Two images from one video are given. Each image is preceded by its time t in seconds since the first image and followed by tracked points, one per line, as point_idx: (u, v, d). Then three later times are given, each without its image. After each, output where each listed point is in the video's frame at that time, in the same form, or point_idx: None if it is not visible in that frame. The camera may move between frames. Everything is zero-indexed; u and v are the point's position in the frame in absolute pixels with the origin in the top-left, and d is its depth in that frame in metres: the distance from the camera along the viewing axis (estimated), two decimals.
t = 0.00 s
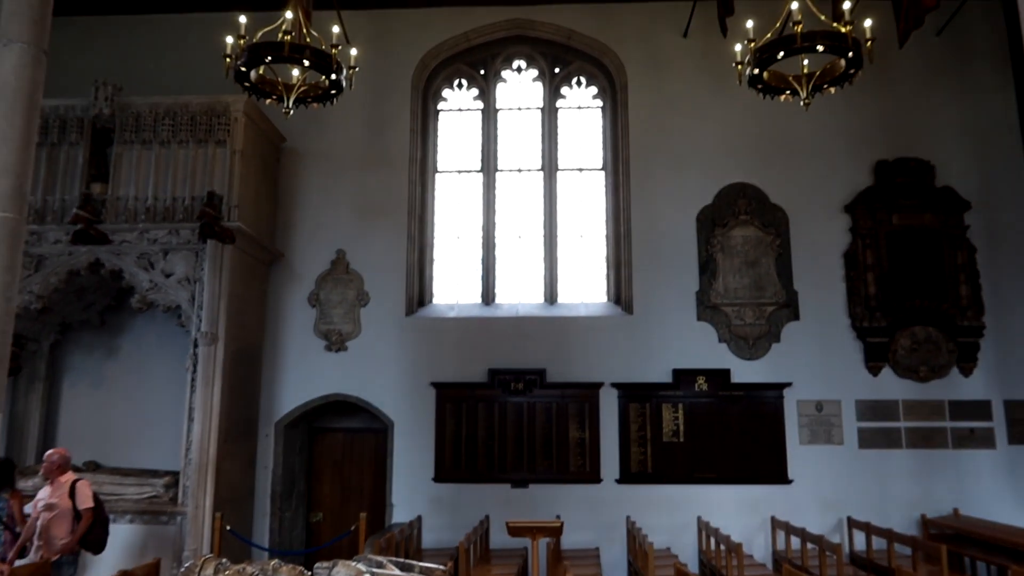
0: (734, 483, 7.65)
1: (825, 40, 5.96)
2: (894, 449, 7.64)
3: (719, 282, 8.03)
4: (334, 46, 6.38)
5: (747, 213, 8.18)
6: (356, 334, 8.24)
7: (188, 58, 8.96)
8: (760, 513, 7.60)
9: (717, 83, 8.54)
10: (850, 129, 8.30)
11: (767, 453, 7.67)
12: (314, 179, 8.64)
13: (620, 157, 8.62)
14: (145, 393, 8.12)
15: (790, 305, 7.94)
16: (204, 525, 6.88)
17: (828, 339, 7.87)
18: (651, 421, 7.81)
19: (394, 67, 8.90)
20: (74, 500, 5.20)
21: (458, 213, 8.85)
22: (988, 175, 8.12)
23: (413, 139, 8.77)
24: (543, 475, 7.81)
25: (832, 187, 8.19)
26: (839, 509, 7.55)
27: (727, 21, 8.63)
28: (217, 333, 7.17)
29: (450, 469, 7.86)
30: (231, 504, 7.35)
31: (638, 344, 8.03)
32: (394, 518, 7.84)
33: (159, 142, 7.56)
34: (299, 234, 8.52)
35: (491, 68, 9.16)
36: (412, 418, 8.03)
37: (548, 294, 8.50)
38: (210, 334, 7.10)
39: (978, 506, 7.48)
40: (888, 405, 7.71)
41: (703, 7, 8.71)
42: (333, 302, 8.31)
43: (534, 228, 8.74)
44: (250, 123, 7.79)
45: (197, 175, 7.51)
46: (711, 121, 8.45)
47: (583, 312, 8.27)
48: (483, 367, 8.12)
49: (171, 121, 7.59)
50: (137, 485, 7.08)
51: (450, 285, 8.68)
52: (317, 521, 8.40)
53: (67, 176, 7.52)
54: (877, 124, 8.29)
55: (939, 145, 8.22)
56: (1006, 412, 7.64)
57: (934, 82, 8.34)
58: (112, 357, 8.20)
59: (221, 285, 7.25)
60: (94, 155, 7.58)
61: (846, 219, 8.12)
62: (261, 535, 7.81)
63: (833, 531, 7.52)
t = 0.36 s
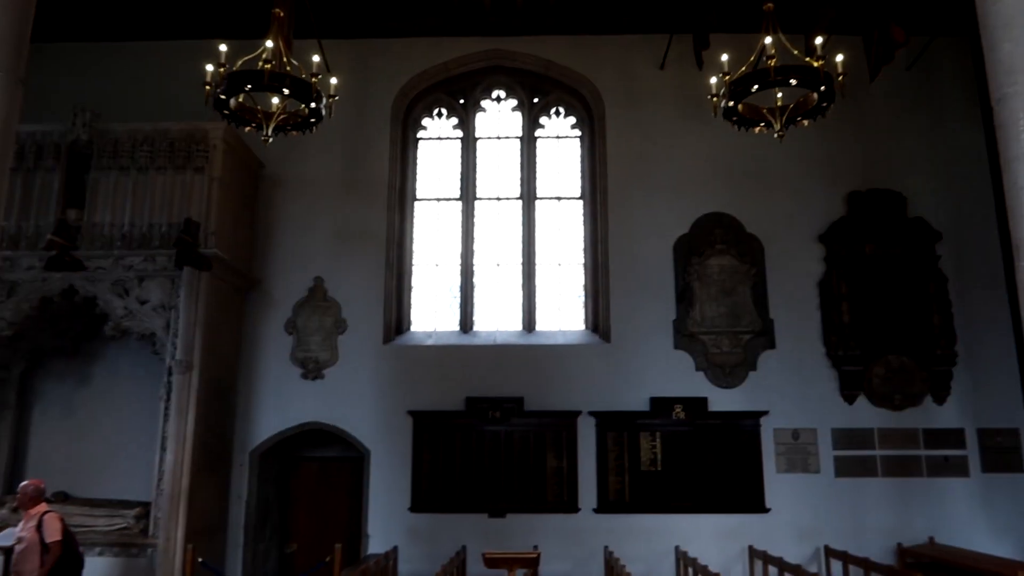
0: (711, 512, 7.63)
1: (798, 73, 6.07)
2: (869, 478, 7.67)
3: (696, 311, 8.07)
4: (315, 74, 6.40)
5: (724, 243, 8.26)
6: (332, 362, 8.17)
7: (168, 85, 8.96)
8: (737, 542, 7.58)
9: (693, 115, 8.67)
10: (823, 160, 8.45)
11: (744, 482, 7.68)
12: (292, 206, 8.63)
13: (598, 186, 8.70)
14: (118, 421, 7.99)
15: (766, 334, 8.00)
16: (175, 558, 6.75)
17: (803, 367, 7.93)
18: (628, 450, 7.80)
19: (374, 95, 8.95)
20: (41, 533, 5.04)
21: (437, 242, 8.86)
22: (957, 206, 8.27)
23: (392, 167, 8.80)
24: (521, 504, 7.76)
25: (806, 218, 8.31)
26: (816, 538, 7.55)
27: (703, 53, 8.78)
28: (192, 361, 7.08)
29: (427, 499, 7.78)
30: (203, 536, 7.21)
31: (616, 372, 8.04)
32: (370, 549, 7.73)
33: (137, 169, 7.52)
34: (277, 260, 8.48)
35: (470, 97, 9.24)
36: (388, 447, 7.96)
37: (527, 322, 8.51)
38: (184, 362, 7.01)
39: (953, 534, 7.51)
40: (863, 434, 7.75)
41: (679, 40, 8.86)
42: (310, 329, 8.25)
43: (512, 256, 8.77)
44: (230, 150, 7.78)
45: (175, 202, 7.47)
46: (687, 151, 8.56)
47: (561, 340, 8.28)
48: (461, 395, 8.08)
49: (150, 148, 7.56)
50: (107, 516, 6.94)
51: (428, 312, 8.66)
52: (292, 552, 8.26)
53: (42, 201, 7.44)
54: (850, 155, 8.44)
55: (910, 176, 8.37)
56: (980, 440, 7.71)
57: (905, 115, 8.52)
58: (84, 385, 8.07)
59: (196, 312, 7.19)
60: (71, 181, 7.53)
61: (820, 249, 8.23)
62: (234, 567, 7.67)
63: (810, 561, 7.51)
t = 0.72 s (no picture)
0: (672, 527, 7.67)
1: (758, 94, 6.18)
2: (827, 492, 7.78)
3: (658, 327, 8.15)
4: (280, 87, 6.38)
5: (686, 260, 8.36)
6: (294, 376, 8.08)
7: (131, 96, 8.85)
8: (698, 558, 7.61)
9: (657, 134, 8.79)
10: (783, 180, 8.61)
11: (705, 497, 7.73)
12: (256, 218, 8.55)
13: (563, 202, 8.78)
14: (72, 436, 7.80)
15: (726, 350, 8.09)
16: None
17: (763, 383, 8.03)
18: (590, 465, 7.82)
19: (339, 109, 8.93)
20: None
21: (401, 255, 8.84)
22: (912, 226, 8.48)
23: (357, 181, 8.78)
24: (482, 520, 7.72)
25: (766, 236, 8.45)
26: (775, 553, 7.62)
27: (667, 73, 8.92)
28: (149, 375, 6.96)
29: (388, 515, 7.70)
30: (158, 554, 7.05)
31: (579, 387, 8.06)
32: (329, 566, 7.62)
33: (97, 179, 7.40)
34: (239, 272, 8.38)
35: (437, 112, 9.26)
36: (349, 462, 7.88)
37: (490, 337, 8.51)
38: (142, 376, 6.88)
39: (907, 548, 7.63)
40: (821, 449, 7.86)
41: (643, 60, 8.99)
42: (271, 343, 8.16)
43: (477, 271, 8.78)
44: (193, 161, 7.69)
45: (136, 212, 7.36)
46: (651, 169, 8.67)
47: (523, 355, 8.30)
48: (423, 410, 8.04)
49: (111, 158, 7.44)
50: (58, 534, 6.74)
51: (392, 327, 8.62)
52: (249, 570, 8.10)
53: None
54: (809, 175, 8.62)
55: (866, 197, 8.56)
56: (933, 455, 7.87)
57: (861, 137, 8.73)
58: (38, 399, 7.87)
59: (155, 325, 7.07)
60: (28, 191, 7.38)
61: (780, 266, 8.36)
62: None
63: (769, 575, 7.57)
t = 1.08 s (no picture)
0: (610, 533, 7.75)
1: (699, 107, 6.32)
2: (761, 498, 7.96)
3: (600, 335, 8.24)
4: (224, 85, 6.26)
5: (629, 268, 8.46)
6: (232, 380, 7.92)
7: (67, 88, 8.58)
8: (635, 563, 7.70)
9: (603, 143, 8.89)
10: (724, 191, 8.80)
11: (643, 503, 7.84)
12: (196, 217, 8.36)
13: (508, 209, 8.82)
14: None
15: (666, 358, 8.22)
16: None
17: (701, 391, 8.18)
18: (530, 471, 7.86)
19: (284, 109, 8.81)
20: None
21: (345, 258, 8.75)
22: (845, 240, 8.75)
23: (302, 182, 8.67)
24: (422, 526, 7.67)
25: (707, 246, 8.62)
26: (710, 557, 7.75)
27: (614, 84, 9.04)
28: (80, 377, 6.74)
29: (326, 522, 7.60)
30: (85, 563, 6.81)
31: (521, 394, 8.10)
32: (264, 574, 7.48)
33: (29, 173, 7.13)
34: (177, 272, 8.18)
35: (385, 115, 9.20)
36: (287, 467, 7.75)
37: (433, 342, 8.48)
38: (72, 378, 6.66)
39: (836, 553, 7.86)
40: (756, 456, 8.04)
41: (590, 70, 9.10)
42: (209, 345, 7.97)
43: (422, 275, 8.75)
44: (131, 157, 7.48)
45: (69, 209, 7.11)
46: (596, 178, 8.77)
47: (466, 361, 8.29)
48: (364, 415, 7.96)
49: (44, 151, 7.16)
50: None
51: (334, 331, 8.52)
52: None
53: None
54: (749, 188, 8.83)
55: (803, 211, 8.81)
56: (862, 463, 8.12)
57: (799, 152, 8.98)
58: None
59: (87, 325, 6.85)
60: None
61: (719, 277, 8.54)
62: None
63: None
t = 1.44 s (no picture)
0: (530, 537, 7.80)
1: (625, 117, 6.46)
2: (677, 503, 8.14)
3: (525, 341, 8.30)
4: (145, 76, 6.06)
5: (556, 276, 8.55)
6: (145, 380, 7.64)
7: None
8: (554, 567, 7.77)
9: (533, 150, 8.96)
10: (649, 202, 8.99)
11: (563, 507, 7.93)
12: (111, 211, 8.05)
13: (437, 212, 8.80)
14: None
15: (589, 365, 8.33)
16: None
17: (622, 397, 8.33)
18: (452, 476, 7.84)
19: (209, 102, 8.57)
20: None
21: (269, 258, 8.57)
22: (763, 253, 9.05)
23: (225, 178, 8.45)
24: (340, 531, 7.56)
25: (631, 256, 8.78)
26: (627, 561, 7.89)
27: (544, 92, 9.12)
28: None
29: (241, 527, 7.41)
30: None
31: (445, 399, 8.08)
32: None
33: None
34: (90, 267, 7.85)
35: (314, 113, 9.04)
36: (202, 471, 7.53)
37: (357, 345, 8.38)
38: None
39: (747, 556, 8.10)
40: (673, 462, 8.23)
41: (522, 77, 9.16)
42: (122, 344, 7.68)
43: (348, 277, 8.64)
44: (42, 145, 7.13)
45: None
46: (525, 185, 8.83)
47: (391, 364, 8.23)
48: (284, 418, 7.80)
49: None
50: None
51: (256, 331, 8.33)
52: None
53: None
54: (673, 200, 9.04)
55: (724, 224, 9.07)
56: (774, 469, 8.39)
57: (722, 166, 9.23)
58: None
59: None
60: None
61: (642, 286, 8.72)
62: None
63: None
